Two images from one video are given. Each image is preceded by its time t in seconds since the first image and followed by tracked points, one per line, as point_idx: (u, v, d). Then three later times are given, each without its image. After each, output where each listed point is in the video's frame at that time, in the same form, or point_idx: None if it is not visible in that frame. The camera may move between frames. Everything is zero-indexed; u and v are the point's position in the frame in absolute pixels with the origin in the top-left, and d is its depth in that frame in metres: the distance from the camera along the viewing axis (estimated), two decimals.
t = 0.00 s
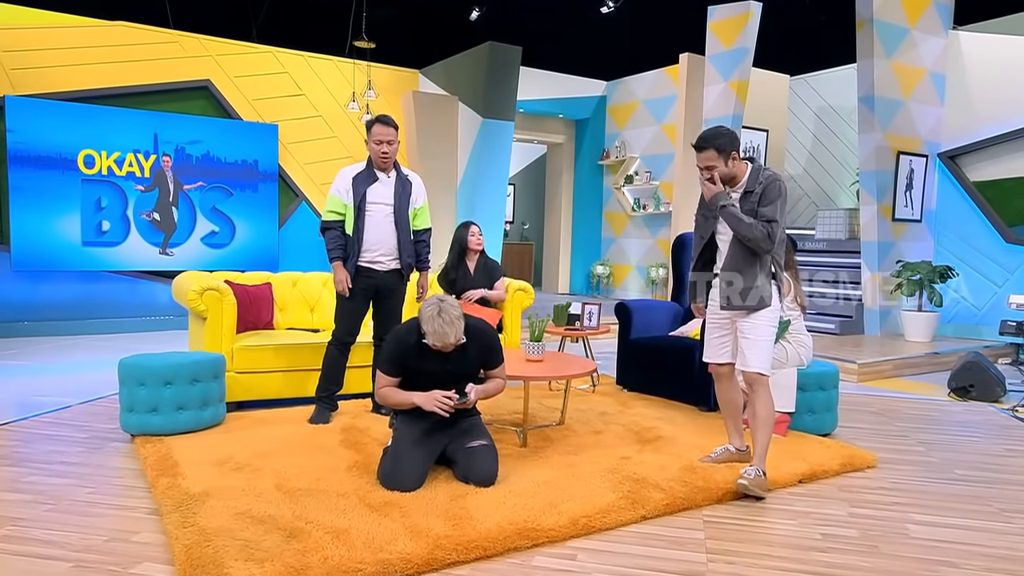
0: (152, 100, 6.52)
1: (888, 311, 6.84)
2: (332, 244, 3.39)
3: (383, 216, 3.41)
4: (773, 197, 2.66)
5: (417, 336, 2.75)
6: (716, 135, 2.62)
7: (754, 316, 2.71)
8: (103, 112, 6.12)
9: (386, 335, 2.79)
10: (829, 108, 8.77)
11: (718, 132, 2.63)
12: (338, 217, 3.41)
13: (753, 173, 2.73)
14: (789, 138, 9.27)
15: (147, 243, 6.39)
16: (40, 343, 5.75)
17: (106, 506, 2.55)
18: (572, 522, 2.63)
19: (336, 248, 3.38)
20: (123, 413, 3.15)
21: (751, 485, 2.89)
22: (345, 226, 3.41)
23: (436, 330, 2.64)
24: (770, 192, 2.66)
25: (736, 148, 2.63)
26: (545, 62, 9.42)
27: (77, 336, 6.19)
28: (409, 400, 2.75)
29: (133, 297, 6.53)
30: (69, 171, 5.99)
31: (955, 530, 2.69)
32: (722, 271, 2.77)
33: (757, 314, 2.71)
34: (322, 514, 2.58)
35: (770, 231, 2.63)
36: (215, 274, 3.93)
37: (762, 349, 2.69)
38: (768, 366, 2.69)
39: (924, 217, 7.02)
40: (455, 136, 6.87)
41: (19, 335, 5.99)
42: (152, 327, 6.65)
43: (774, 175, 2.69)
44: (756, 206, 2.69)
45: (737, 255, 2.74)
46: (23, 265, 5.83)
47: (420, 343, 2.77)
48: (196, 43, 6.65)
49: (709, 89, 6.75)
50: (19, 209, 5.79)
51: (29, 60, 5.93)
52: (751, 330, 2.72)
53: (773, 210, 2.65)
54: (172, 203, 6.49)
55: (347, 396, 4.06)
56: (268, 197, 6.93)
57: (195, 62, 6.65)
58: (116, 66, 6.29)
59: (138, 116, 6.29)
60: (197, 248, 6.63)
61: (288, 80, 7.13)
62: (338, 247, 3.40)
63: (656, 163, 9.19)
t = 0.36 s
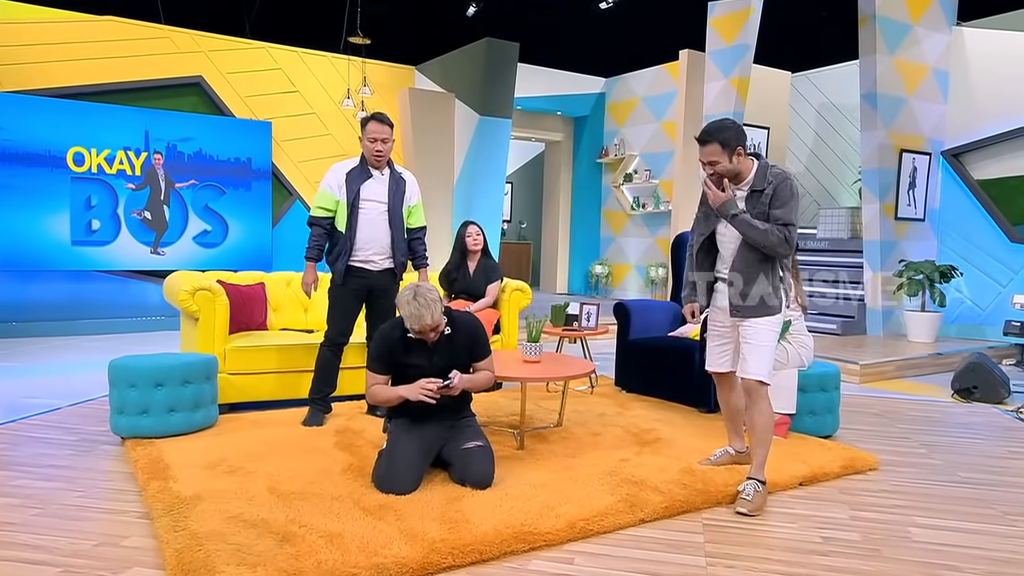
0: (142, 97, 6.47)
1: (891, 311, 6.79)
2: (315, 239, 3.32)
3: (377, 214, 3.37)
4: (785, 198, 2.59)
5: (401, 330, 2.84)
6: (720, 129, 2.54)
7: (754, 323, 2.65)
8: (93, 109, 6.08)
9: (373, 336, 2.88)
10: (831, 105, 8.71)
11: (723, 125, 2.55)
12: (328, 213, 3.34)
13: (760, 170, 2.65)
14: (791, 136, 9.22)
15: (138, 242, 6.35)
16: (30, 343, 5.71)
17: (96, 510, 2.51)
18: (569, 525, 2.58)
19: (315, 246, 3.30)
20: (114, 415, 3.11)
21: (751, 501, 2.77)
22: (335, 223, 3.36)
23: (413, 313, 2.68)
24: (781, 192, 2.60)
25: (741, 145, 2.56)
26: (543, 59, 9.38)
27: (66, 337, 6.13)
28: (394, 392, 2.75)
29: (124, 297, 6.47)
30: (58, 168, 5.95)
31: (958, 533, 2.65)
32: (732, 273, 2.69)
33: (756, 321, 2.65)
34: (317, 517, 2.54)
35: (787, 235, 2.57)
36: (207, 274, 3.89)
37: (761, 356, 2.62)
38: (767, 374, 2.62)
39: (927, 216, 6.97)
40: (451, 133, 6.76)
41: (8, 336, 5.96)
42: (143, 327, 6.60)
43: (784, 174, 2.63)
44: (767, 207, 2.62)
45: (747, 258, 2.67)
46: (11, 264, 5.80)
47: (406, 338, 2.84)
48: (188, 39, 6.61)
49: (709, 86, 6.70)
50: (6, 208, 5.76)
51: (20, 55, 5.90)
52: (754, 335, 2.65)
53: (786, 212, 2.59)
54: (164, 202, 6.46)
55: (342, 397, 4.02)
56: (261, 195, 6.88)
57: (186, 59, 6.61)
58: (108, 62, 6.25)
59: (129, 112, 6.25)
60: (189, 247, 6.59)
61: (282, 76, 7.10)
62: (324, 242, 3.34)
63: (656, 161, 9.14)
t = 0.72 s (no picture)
0: (128, 93, 6.41)
1: (891, 311, 6.75)
2: (305, 240, 3.27)
3: (364, 212, 3.32)
4: (790, 191, 2.50)
5: (393, 328, 2.83)
6: (711, 115, 2.46)
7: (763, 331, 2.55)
8: (79, 105, 6.03)
9: (365, 337, 2.85)
10: (831, 102, 8.65)
11: (714, 110, 2.47)
12: (315, 212, 3.28)
13: (756, 160, 2.56)
14: (791, 134, 9.16)
15: (126, 240, 6.30)
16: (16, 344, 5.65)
17: (82, 515, 2.46)
18: (565, 528, 2.54)
19: (308, 246, 3.27)
20: (100, 418, 3.07)
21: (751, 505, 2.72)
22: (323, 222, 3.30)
23: (404, 301, 2.65)
24: (783, 187, 2.51)
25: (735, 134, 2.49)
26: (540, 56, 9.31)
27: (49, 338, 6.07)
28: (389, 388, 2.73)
29: (109, 296, 6.40)
30: (43, 166, 5.90)
31: (959, 536, 2.60)
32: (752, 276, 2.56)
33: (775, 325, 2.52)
34: (307, 521, 2.49)
35: (808, 225, 2.44)
36: (196, 274, 3.84)
37: (764, 366, 2.53)
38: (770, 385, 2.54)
39: (928, 215, 6.92)
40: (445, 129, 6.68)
41: None
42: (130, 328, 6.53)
43: (784, 165, 2.53)
44: (773, 201, 2.53)
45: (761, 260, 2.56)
46: None
47: (397, 335, 2.83)
48: (176, 34, 6.52)
49: (708, 82, 6.65)
50: None
51: (7, 50, 5.84)
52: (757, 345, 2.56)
53: (796, 205, 2.48)
54: (152, 200, 6.41)
55: (334, 399, 3.97)
56: (250, 193, 6.84)
57: (175, 54, 6.52)
58: (96, 57, 6.19)
59: (115, 109, 6.20)
60: (177, 246, 6.56)
61: (272, 72, 7.01)
62: (312, 242, 3.29)
63: (653, 159, 9.08)
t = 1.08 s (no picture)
0: (112, 88, 6.35)
1: (887, 310, 6.73)
2: (294, 241, 3.20)
3: (352, 210, 3.28)
4: (748, 194, 2.41)
5: (387, 323, 2.83)
6: (675, 109, 2.40)
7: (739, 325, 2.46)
8: (63, 100, 5.96)
9: (359, 334, 2.84)
10: (827, 99, 8.64)
11: (679, 105, 2.40)
12: (302, 212, 3.22)
13: (722, 160, 2.46)
14: (787, 132, 9.14)
15: (111, 238, 6.24)
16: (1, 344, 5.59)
17: (64, 519, 2.42)
18: (557, 531, 2.50)
19: (296, 247, 3.20)
20: (84, 421, 3.03)
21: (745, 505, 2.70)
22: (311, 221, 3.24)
23: (400, 290, 2.65)
24: (745, 190, 2.41)
25: (693, 130, 2.40)
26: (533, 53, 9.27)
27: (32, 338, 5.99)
28: (382, 383, 2.71)
29: (93, 296, 6.34)
30: (26, 163, 5.83)
31: (954, 537, 2.57)
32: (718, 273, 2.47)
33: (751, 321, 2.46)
34: (296, 524, 2.45)
35: (753, 234, 2.36)
36: (182, 274, 3.79)
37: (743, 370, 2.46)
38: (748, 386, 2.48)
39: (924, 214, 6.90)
40: (437, 124, 6.66)
41: None
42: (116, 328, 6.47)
43: (749, 165, 2.43)
44: (732, 202, 2.45)
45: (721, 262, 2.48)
46: None
47: (391, 331, 2.83)
48: (162, 29, 6.49)
49: (702, 80, 6.62)
50: None
51: None
52: (734, 348, 2.47)
53: (750, 209, 2.39)
54: (137, 198, 6.34)
55: (324, 400, 3.93)
56: (238, 190, 6.78)
57: (161, 49, 6.49)
58: (81, 53, 6.14)
59: (99, 105, 6.13)
60: (163, 245, 6.50)
61: (260, 68, 6.97)
62: (300, 242, 3.22)
63: (647, 158, 9.05)
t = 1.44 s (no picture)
0: (107, 88, 6.33)
1: (884, 310, 6.73)
2: (288, 238, 3.19)
3: (349, 211, 3.27)
4: (715, 181, 2.41)
5: (386, 323, 2.83)
6: (645, 90, 2.38)
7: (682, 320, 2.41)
8: (57, 99, 5.94)
9: (357, 333, 2.84)
10: (823, 99, 8.64)
11: (649, 88, 2.38)
12: (297, 210, 3.21)
13: (681, 149, 2.45)
14: (783, 131, 9.15)
15: (105, 238, 6.23)
16: None
17: (58, 520, 2.41)
18: (553, 531, 2.50)
19: (288, 244, 3.18)
20: (77, 422, 3.02)
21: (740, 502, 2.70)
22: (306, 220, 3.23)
23: (398, 287, 2.66)
24: (710, 176, 2.41)
25: (651, 110, 2.38)
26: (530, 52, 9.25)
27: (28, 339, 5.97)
28: (378, 381, 2.71)
29: (87, 296, 6.30)
30: (19, 162, 5.81)
31: (951, 536, 2.58)
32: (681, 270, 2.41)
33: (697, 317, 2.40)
34: (291, 524, 2.45)
35: (730, 218, 2.36)
36: (177, 274, 3.78)
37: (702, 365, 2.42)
38: (714, 379, 2.45)
39: (920, 213, 6.91)
40: (433, 124, 6.68)
41: None
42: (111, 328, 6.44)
43: (710, 155, 2.43)
44: (698, 189, 2.42)
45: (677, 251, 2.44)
46: None
47: (389, 331, 2.83)
48: (157, 28, 6.47)
49: (699, 80, 6.61)
50: None
51: None
52: (691, 344, 2.43)
53: (719, 195, 2.39)
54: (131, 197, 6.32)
55: (319, 400, 3.93)
56: (233, 190, 6.77)
57: (157, 49, 6.48)
58: (75, 51, 6.12)
59: (93, 104, 6.12)
60: (159, 244, 6.47)
61: (256, 68, 6.96)
62: (295, 240, 3.21)
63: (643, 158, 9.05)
